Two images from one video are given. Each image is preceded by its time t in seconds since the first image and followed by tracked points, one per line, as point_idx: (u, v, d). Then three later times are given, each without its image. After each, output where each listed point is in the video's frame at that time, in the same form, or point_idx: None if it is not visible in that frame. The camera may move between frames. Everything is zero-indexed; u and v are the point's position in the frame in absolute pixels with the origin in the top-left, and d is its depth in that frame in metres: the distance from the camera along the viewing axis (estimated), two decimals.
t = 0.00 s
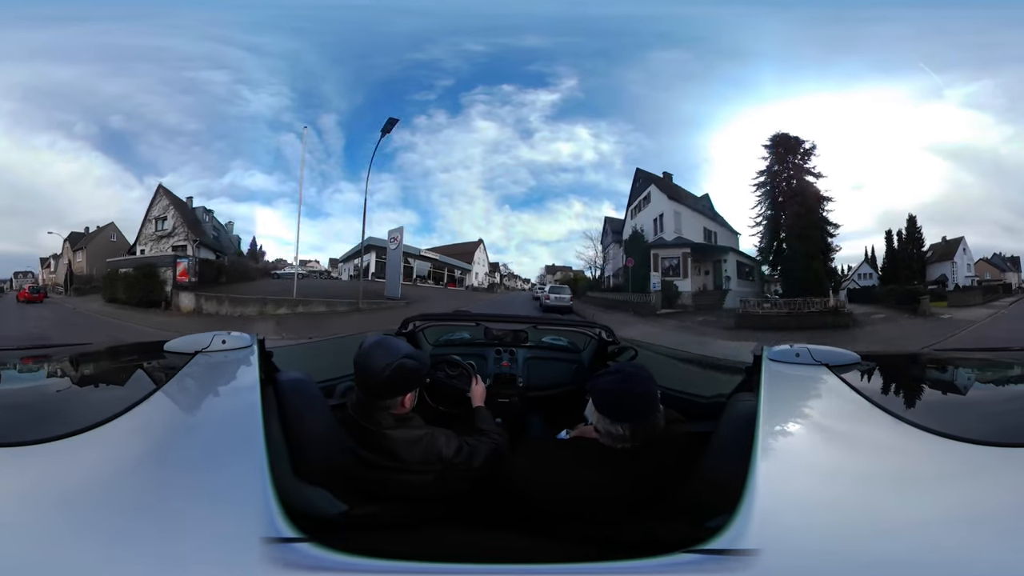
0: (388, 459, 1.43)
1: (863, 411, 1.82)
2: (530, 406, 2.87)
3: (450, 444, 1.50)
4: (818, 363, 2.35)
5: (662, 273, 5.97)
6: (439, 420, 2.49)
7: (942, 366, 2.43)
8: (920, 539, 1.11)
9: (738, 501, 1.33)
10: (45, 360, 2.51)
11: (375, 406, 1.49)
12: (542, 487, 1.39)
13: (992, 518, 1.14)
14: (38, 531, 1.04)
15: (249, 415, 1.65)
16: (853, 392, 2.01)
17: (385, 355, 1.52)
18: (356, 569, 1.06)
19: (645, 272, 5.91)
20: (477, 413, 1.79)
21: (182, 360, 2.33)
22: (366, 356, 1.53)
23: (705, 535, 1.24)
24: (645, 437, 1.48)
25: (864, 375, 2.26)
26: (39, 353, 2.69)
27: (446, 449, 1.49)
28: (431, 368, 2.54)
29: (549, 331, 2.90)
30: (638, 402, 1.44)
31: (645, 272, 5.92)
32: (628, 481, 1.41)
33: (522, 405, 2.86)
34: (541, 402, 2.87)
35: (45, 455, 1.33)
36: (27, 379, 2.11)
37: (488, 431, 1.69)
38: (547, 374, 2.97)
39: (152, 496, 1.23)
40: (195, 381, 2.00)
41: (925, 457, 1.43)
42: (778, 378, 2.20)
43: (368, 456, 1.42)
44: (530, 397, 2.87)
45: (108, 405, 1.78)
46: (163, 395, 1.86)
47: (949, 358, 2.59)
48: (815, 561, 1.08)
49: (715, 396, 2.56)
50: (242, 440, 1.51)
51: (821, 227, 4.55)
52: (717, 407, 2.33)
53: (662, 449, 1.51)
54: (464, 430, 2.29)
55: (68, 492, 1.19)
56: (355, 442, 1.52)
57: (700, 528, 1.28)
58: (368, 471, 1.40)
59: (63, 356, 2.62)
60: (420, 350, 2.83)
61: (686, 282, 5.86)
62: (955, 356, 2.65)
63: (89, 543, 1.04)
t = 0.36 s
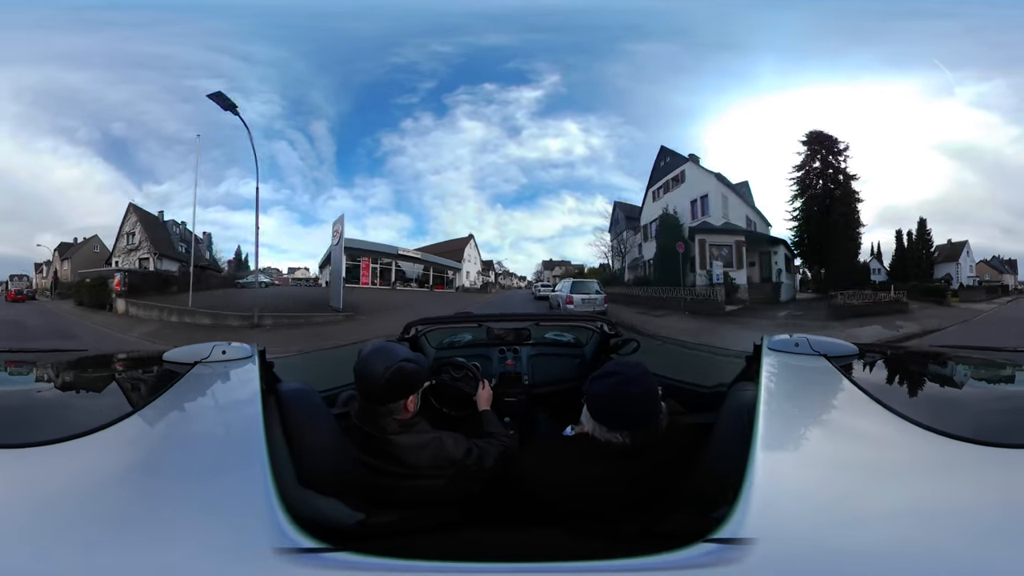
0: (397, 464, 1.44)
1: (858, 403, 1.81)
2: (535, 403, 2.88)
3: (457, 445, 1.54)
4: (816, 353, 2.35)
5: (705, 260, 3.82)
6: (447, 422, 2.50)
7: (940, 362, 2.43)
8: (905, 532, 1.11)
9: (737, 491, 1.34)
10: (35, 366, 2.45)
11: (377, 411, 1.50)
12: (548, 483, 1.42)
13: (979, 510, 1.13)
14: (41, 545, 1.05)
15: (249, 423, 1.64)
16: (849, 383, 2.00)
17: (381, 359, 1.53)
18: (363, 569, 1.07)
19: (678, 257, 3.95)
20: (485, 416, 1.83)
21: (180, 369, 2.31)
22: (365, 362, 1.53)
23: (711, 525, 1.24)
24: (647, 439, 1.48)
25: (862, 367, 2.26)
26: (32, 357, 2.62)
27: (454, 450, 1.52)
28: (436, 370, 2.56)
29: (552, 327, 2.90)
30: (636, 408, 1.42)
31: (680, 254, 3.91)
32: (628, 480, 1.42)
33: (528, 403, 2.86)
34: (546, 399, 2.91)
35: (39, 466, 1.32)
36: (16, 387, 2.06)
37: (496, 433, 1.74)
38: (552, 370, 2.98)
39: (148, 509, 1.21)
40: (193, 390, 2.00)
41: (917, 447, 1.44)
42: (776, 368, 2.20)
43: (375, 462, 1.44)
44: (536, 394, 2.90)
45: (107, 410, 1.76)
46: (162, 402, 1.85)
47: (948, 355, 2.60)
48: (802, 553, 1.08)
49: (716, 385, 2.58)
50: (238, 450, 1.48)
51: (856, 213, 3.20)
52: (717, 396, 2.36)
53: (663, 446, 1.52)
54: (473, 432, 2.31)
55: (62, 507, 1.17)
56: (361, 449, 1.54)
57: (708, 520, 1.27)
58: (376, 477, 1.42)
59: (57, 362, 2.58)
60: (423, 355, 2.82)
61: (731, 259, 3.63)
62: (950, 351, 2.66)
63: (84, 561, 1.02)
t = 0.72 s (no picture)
0: (410, 469, 1.49)
1: (855, 395, 1.83)
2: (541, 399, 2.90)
3: (469, 446, 1.57)
4: (815, 345, 2.36)
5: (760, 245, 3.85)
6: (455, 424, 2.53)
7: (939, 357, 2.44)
8: (896, 524, 1.12)
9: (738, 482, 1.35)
10: (35, 373, 2.51)
11: (385, 417, 1.54)
12: (567, 482, 1.43)
13: (969, 505, 1.15)
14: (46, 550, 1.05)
15: (255, 429, 1.64)
16: (846, 375, 2.02)
17: (385, 366, 1.54)
18: (370, 565, 1.07)
19: (741, 244, 3.79)
20: (493, 414, 1.88)
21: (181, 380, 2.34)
22: (367, 369, 1.54)
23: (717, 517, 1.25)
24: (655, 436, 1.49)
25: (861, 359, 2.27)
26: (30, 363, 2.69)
27: (467, 451, 1.56)
28: (441, 373, 2.54)
29: (555, 323, 2.91)
30: (648, 411, 1.43)
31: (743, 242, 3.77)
32: (642, 475, 1.43)
33: (534, 400, 2.87)
34: (552, 395, 2.96)
35: (39, 481, 1.31)
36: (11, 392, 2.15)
37: (504, 431, 1.79)
38: (554, 366, 3.03)
39: (154, 514, 1.21)
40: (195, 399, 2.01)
41: (914, 444, 1.46)
42: (775, 357, 2.22)
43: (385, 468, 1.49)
44: (541, 390, 2.93)
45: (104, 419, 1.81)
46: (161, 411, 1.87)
47: (944, 350, 2.62)
48: (796, 543, 1.09)
49: (717, 374, 2.62)
50: (240, 455, 1.48)
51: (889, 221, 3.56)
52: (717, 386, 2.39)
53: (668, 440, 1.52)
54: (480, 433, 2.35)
55: (66, 516, 1.17)
56: (369, 455, 1.57)
57: (711, 511, 1.28)
58: (388, 483, 1.47)
59: (54, 371, 2.61)
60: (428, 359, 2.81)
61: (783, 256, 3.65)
62: (944, 347, 2.68)
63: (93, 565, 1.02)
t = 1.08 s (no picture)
0: (415, 471, 1.49)
1: (857, 391, 1.83)
2: (543, 399, 2.90)
3: (472, 447, 1.58)
4: (815, 342, 2.34)
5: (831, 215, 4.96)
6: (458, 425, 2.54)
7: (937, 356, 2.44)
8: (894, 519, 1.13)
9: (738, 477, 1.36)
10: (34, 375, 2.51)
11: (389, 419, 1.53)
12: (571, 479, 1.43)
13: (965, 502, 1.16)
14: (52, 554, 1.05)
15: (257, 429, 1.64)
16: (846, 372, 2.02)
17: (386, 367, 1.54)
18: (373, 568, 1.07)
19: (808, 233, 4.63)
20: (496, 411, 1.87)
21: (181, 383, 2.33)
22: (367, 371, 1.54)
23: (718, 512, 1.25)
24: (658, 434, 1.49)
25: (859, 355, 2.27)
26: (28, 364, 2.69)
27: (470, 452, 1.56)
28: (442, 375, 2.53)
29: (556, 322, 2.90)
30: (650, 410, 1.43)
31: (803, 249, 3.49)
32: (645, 473, 1.44)
33: (536, 399, 2.87)
34: (553, 393, 2.96)
35: (41, 485, 1.31)
36: (9, 393, 2.15)
37: (507, 430, 1.79)
38: (555, 364, 3.01)
39: (157, 518, 1.21)
40: (196, 401, 2.01)
41: (912, 440, 1.47)
42: (775, 352, 2.22)
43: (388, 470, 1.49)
44: (543, 389, 2.92)
45: (103, 420, 1.81)
46: (161, 414, 1.87)
47: (942, 349, 2.62)
48: (794, 539, 1.10)
49: (718, 372, 2.62)
50: (242, 456, 1.47)
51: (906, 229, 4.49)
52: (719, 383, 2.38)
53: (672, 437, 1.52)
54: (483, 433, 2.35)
55: (70, 521, 1.17)
56: (371, 457, 1.57)
57: (714, 507, 1.28)
58: (394, 486, 1.48)
59: (53, 372, 2.60)
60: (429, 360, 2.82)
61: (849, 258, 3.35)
62: (940, 346, 2.68)
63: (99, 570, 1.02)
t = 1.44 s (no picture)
0: (414, 471, 1.49)
1: (856, 391, 1.84)
2: (543, 399, 2.91)
3: (472, 447, 1.57)
4: (815, 343, 2.35)
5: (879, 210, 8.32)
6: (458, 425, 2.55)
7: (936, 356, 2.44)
8: (890, 520, 1.13)
9: (737, 477, 1.36)
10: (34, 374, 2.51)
11: (388, 418, 1.53)
12: (570, 478, 1.44)
13: (965, 502, 1.16)
14: (52, 552, 1.06)
15: (257, 428, 1.65)
16: (846, 371, 2.02)
17: (385, 367, 1.54)
18: (375, 567, 1.07)
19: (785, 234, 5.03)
20: (496, 410, 1.87)
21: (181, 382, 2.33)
22: (366, 370, 1.54)
23: (716, 512, 1.26)
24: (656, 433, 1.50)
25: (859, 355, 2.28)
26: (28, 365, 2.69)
27: (470, 453, 1.56)
28: (442, 374, 2.53)
29: (556, 322, 2.85)
30: (646, 408, 1.44)
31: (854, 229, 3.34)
32: (643, 472, 1.45)
33: (536, 399, 2.89)
34: (553, 393, 2.97)
35: (42, 484, 1.31)
36: (8, 393, 2.14)
37: (507, 430, 1.78)
38: (555, 365, 3.02)
39: (159, 515, 1.21)
40: (196, 400, 2.00)
41: (911, 440, 1.47)
42: (775, 352, 2.23)
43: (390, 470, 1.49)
44: (543, 389, 2.93)
45: (103, 420, 1.81)
46: (162, 413, 1.87)
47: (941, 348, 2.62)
48: (793, 539, 1.10)
49: (717, 371, 2.63)
50: (242, 455, 1.48)
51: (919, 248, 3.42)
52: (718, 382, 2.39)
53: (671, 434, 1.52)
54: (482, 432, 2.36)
55: (70, 518, 1.17)
56: (371, 457, 1.57)
57: (711, 507, 1.29)
58: (395, 486, 1.48)
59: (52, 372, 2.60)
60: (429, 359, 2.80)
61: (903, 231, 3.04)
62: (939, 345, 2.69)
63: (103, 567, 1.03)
